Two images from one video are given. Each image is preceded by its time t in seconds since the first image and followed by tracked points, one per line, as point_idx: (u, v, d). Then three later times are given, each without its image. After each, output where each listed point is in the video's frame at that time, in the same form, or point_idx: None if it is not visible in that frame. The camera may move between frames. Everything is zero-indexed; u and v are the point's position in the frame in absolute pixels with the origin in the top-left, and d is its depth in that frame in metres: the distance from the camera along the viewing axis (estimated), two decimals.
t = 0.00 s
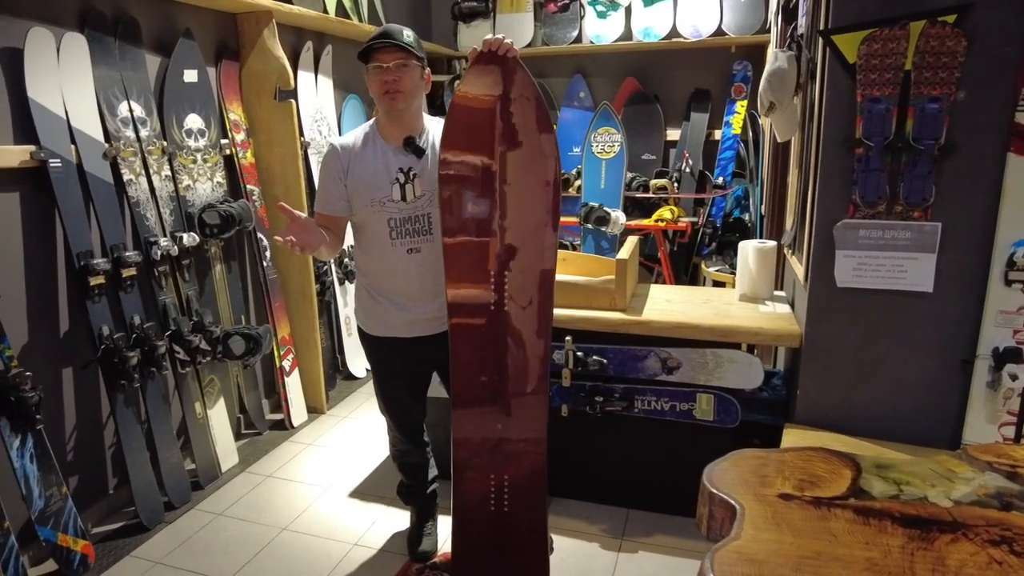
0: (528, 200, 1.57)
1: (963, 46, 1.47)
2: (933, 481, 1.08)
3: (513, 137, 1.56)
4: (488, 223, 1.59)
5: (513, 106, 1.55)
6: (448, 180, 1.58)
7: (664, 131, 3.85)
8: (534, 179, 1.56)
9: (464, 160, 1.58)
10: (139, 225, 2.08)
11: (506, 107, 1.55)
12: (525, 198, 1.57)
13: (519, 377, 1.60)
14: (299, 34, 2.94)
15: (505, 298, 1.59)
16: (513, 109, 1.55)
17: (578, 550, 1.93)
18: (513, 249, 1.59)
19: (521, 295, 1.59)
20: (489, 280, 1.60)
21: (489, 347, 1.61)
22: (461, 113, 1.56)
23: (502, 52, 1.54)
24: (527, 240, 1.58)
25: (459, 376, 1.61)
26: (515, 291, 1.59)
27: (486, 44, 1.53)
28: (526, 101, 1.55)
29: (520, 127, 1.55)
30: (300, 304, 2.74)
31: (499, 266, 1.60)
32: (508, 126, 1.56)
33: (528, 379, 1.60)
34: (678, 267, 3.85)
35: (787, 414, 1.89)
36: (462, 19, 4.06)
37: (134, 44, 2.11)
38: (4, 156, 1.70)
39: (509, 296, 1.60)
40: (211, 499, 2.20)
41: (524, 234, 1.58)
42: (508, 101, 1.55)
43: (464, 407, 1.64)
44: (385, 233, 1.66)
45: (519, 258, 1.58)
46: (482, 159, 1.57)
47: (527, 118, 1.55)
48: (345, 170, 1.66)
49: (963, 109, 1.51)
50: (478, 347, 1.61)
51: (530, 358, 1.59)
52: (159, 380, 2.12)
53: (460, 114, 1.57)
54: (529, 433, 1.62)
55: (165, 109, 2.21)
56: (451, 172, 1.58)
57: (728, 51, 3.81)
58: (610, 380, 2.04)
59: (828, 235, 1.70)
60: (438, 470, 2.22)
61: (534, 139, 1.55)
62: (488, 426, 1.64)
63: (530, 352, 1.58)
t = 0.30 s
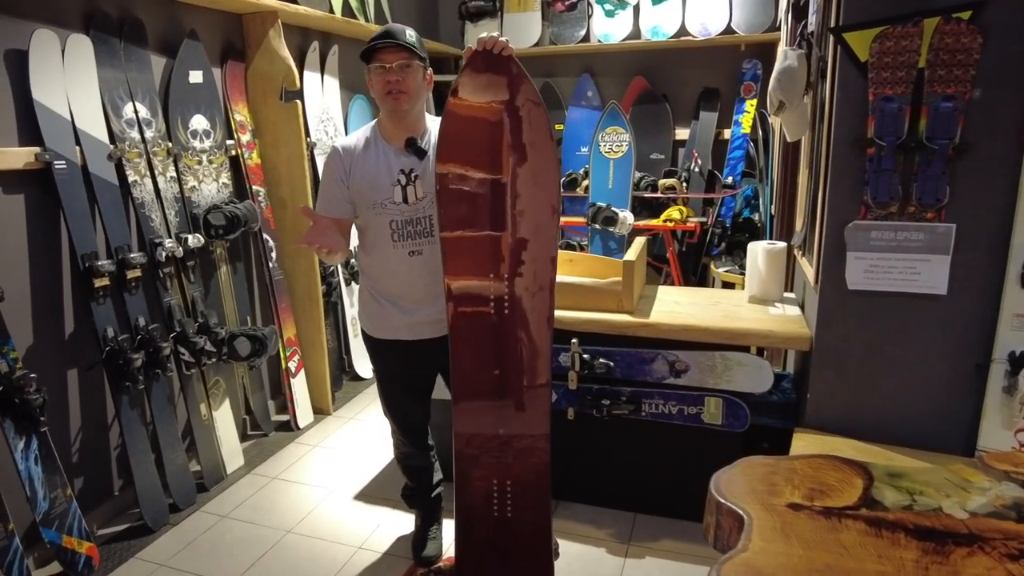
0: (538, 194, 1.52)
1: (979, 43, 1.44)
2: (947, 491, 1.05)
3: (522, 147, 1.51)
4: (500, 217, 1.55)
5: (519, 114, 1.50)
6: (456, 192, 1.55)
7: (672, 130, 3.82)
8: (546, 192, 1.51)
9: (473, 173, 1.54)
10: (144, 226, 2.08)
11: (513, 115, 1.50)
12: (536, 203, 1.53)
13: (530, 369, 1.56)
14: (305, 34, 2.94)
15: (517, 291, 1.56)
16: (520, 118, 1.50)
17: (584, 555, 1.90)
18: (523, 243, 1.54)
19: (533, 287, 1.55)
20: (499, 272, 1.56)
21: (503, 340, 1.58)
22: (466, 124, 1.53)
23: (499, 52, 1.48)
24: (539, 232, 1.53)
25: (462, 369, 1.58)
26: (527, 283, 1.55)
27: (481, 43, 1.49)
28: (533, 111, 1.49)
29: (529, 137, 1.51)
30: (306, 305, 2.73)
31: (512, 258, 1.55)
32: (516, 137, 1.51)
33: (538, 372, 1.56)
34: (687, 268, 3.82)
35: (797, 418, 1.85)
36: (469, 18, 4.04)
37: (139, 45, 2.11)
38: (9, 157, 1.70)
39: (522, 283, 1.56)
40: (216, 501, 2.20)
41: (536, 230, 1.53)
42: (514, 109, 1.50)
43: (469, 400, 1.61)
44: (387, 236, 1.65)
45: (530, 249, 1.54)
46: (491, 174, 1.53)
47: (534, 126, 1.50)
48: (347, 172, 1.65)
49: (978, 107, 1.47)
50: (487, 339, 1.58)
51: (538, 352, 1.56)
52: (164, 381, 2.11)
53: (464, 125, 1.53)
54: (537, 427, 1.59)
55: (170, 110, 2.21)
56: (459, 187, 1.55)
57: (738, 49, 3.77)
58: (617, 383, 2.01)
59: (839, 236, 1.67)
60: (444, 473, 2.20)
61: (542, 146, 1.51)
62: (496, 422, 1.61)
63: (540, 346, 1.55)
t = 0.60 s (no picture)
0: (542, 193, 1.47)
1: (996, 39, 1.39)
2: (966, 507, 1.01)
3: (525, 150, 1.47)
4: (503, 217, 1.50)
5: (522, 115, 1.46)
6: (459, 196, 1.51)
7: (680, 129, 3.77)
8: (551, 192, 1.46)
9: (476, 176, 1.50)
10: (144, 228, 2.06)
11: (516, 116, 1.46)
12: (541, 204, 1.48)
13: (534, 370, 1.52)
14: (308, 34, 2.91)
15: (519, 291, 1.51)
16: (524, 119, 1.46)
17: (588, 563, 1.87)
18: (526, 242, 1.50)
19: (536, 287, 1.50)
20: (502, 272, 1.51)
21: (507, 341, 1.53)
22: (468, 126, 1.49)
23: (500, 50, 1.45)
24: (542, 231, 1.49)
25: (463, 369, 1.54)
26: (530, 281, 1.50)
27: (482, 40, 1.44)
28: (536, 112, 1.45)
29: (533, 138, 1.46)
30: (309, 307, 2.71)
31: (515, 256, 1.51)
32: (519, 138, 1.47)
33: (543, 372, 1.51)
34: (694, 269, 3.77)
35: (806, 425, 1.81)
36: (474, 17, 3.97)
37: (140, 45, 2.09)
38: (6, 159, 1.68)
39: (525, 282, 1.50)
40: (217, 506, 2.18)
41: (540, 230, 1.49)
42: (517, 110, 1.46)
43: (469, 400, 1.56)
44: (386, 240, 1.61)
45: (534, 248, 1.49)
46: (494, 177, 1.49)
47: (536, 126, 1.45)
48: (348, 175, 1.62)
49: (995, 106, 1.43)
50: (489, 338, 1.54)
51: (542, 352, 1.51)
52: (164, 385, 2.09)
53: (463, 127, 1.50)
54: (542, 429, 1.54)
55: (170, 111, 2.18)
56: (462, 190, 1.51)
57: (746, 47, 3.71)
58: (622, 388, 1.98)
59: (851, 238, 1.63)
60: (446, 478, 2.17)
61: (545, 147, 1.46)
62: (498, 424, 1.57)
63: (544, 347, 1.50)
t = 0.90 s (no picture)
0: (547, 185, 1.48)
1: (1019, 33, 1.33)
2: (992, 525, 0.97)
3: (548, 134, 1.47)
4: (506, 226, 1.51)
5: (528, 101, 1.48)
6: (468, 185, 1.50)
7: (686, 128, 3.72)
8: (555, 185, 1.48)
9: (484, 166, 1.50)
10: (139, 229, 2.02)
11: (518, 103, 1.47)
12: (548, 201, 1.49)
13: (539, 381, 1.54)
14: (308, 31, 2.86)
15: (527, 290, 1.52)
16: (529, 105, 1.48)
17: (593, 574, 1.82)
18: (527, 238, 1.51)
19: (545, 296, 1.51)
20: (507, 280, 1.52)
21: (509, 350, 1.54)
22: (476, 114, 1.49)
23: (503, 45, 1.47)
24: (550, 238, 1.50)
25: (464, 378, 1.54)
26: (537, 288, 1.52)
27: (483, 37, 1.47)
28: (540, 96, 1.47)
29: (540, 125, 1.48)
30: (309, 308, 2.66)
31: (520, 269, 1.52)
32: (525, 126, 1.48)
33: (546, 381, 1.53)
34: (700, 270, 3.72)
35: (817, 431, 1.76)
36: (477, 14, 3.95)
37: (135, 43, 2.04)
38: None
39: (530, 294, 1.52)
40: (215, 512, 2.14)
41: (547, 226, 1.49)
42: (523, 96, 1.48)
43: (472, 411, 1.57)
44: (389, 243, 1.56)
45: (540, 258, 1.51)
46: (502, 164, 1.49)
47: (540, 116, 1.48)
48: (350, 175, 1.55)
49: (1017, 102, 1.37)
50: (491, 346, 1.54)
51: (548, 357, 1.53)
52: (160, 389, 2.05)
53: (477, 114, 1.49)
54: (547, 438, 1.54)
55: (166, 109, 2.14)
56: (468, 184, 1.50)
57: (753, 45, 3.65)
58: (628, 394, 1.92)
59: (865, 240, 1.57)
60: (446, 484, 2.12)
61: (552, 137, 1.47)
62: (500, 435, 1.57)
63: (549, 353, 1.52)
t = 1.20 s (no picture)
0: (543, 180, 1.46)
1: None
2: (1020, 550, 0.95)
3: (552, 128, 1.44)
4: (500, 237, 1.48)
5: (524, 88, 1.45)
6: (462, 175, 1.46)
7: (692, 127, 3.66)
8: (549, 179, 1.46)
9: (479, 154, 1.46)
10: (134, 231, 1.97)
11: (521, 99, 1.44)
12: (543, 201, 1.46)
13: (532, 396, 1.53)
14: (308, 29, 2.82)
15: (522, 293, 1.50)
16: (526, 92, 1.45)
17: None
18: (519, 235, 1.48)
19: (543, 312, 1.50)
20: (501, 294, 1.49)
21: (504, 364, 1.53)
22: (473, 103, 1.47)
23: (512, 43, 1.44)
24: (543, 250, 1.48)
25: (466, 392, 1.53)
26: (529, 296, 1.50)
27: (492, 35, 1.45)
28: (538, 84, 1.44)
29: (535, 113, 1.45)
30: (309, 311, 2.61)
31: (513, 279, 1.49)
32: (521, 114, 1.45)
33: (542, 397, 1.53)
34: (706, 271, 3.66)
35: (829, 441, 1.70)
36: (481, 11, 3.92)
37: (130, 40, 2.00)
38: None
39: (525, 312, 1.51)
40: (211, 519, 2.09)
41: (542, 227, 1.47)
42: (520, 83, 1.45)
43: (471, 424, 1.55)
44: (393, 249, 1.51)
45: (533, 271, 1.49)
46: (497, 151, 1.46)
47: (537, 106, 1.45)
48: (350, 178, 1.49)
49: None
50: (490, 360, 1.52)
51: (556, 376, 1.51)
52: (155, 394, 2.01)
53: (477, 99, 1.46)
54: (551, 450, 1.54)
55: (162, 109, 2.10)
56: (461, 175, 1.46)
57: (761, 43, 3.59)
58: (634, 401, 1.87)
59: (880, 244, 1.51)
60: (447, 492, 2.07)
61: (549, 130, 1.45)
62: (502, 448, 1.56)
63: (543, 367, 1.51)
